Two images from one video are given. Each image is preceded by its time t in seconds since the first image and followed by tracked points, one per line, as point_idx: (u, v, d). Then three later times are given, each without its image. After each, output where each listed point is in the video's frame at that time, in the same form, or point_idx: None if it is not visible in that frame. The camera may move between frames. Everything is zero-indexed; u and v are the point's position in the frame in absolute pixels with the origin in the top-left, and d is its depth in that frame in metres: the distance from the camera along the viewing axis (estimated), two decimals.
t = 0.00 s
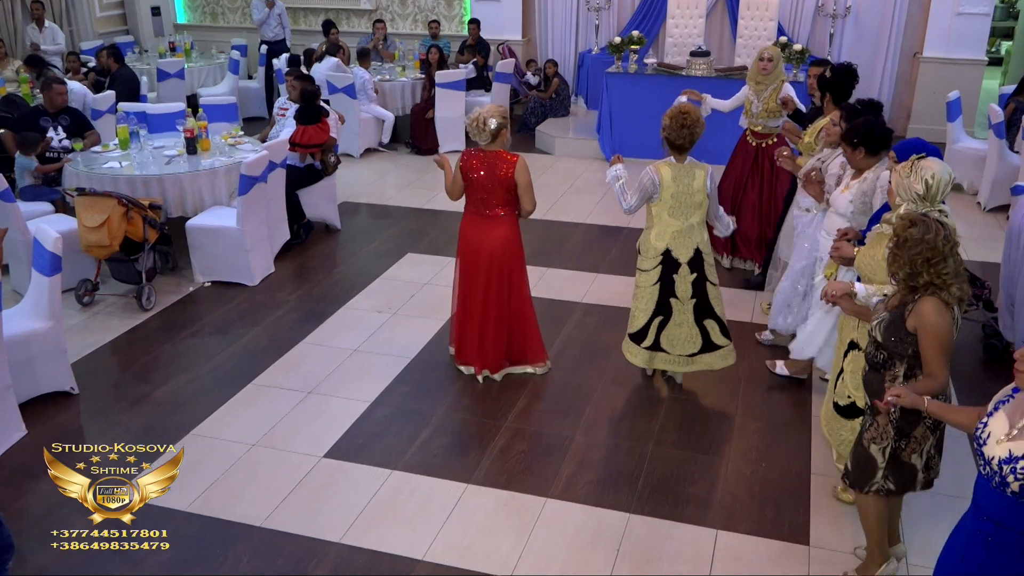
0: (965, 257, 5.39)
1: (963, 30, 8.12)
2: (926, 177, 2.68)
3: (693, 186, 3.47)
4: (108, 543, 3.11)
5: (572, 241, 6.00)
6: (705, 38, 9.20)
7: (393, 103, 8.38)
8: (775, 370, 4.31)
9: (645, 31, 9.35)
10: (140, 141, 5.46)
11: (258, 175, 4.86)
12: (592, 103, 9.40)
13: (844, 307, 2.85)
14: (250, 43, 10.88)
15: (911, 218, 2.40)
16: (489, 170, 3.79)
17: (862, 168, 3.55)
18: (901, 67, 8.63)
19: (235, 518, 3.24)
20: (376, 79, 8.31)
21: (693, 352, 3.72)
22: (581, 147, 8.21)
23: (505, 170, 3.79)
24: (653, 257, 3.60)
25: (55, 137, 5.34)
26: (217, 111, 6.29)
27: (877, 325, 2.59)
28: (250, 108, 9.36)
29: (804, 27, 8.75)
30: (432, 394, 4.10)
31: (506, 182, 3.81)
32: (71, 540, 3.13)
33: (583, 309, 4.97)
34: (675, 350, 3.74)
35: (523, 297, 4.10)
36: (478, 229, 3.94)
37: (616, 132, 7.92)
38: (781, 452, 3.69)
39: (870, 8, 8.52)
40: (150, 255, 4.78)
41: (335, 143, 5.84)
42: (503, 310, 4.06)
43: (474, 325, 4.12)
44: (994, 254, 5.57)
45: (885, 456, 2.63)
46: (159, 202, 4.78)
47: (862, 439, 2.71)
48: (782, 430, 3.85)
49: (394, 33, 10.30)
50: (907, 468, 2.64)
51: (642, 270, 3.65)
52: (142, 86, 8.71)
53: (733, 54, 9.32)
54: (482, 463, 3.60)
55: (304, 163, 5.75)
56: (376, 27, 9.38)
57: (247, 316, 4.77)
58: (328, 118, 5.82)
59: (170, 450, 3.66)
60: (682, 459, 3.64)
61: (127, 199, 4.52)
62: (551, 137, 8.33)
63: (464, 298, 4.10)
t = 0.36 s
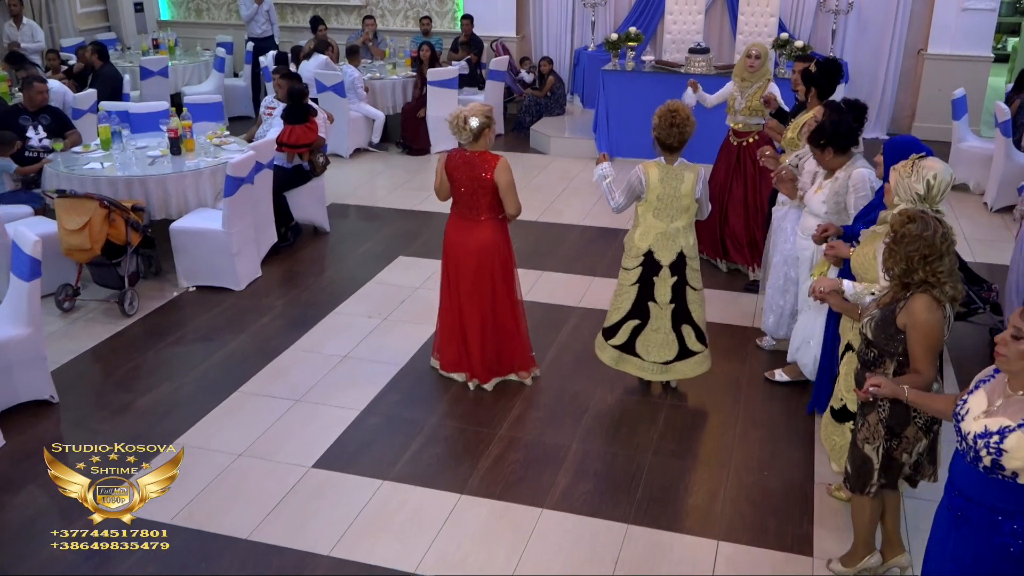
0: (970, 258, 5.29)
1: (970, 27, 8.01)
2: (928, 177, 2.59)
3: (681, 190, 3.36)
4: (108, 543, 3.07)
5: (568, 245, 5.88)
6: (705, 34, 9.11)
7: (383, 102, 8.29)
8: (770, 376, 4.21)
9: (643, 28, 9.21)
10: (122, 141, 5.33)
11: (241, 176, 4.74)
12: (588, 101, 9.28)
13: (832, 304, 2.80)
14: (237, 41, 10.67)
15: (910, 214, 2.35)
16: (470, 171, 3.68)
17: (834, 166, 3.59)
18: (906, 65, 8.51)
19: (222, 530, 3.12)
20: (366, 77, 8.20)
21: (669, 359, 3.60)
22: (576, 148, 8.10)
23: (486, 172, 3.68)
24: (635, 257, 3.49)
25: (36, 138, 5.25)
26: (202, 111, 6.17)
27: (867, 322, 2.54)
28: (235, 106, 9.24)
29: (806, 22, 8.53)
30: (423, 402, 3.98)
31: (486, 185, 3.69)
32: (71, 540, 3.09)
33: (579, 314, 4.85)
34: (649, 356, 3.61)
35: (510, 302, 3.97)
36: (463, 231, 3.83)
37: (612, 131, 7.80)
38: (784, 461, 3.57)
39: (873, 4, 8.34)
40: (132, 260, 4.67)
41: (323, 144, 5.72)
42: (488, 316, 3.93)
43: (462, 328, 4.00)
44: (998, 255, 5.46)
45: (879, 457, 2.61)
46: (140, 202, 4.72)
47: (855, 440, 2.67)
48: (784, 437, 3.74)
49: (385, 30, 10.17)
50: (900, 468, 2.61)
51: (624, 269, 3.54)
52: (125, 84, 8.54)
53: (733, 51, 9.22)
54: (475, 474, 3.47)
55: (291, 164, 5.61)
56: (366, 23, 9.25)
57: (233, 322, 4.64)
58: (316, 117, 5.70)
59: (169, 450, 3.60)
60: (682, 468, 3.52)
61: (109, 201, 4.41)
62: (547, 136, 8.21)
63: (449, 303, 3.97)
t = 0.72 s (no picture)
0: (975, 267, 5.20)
1: (975, 30, 7.93)
2: (953, 183, 2.56)
3: (682, 200, 3.27)
4: (108, 543, 3.05)
5: (563, 255, 5.77)
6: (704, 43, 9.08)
7: (374, 109, 8.15)
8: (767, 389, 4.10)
9: (641, 32, 9.17)
10: (105, 149, 5.23)
11: (229, 184, 4.64)
12: (584, 106, 9.19)
13: (849, 307, 2.69)
14: (222, 45, 10.61)
15: (920, 219, 2.32)
16: (465, 178, 3.57)
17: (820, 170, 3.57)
18: (911, 70, 8.44)
19: (208, 550, 3.01)
20: (357, 83, 8.12)
21: (674, 375, 3.48)
22: (572, 156, 8.00)
23: (479, 180, 3.56)
24: (636, 270, 3.38)
25: (16, 145, 5.15)
26: (188, 118, 6.08)
27: (875, 331, 2.47)
28: (221, 113, 9.14)
29: (808, 26, 8.53)
30: (416, 417, 3.85)
31: (479, 193, 3.58)
32: (71, 540, 3.07)
33: (576, 327, 4.74)
34: (655, 372, 3.50)
35: (507, 314, 3.83)
36: (458, 240, 3.72)
37: (610, 139, 7.70)
38: (788, 476, 3.46)
39: (876, 7, 8.28)
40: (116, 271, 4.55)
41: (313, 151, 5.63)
42: (483, 329, 3.80)
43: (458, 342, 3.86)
44: (1002, 263, 5.37)
45: (889, 471, 2.50)
46: (122, 212, 4.57)
47: (866, 451, 2.58)
48: (787, 452, 3.62)
49: (376, 34, 10.08)
50: (915, 484, 2.48)
51: (625, 282, 3.43)
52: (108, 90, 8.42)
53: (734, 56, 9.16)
54: (469, 491, 3.35)
55: (279, 172, 5.54)
56: (357, 28, 9.15)
57: (219, 335, 4.52)
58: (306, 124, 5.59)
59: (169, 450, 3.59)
60: (683, 485, 3.40)
61: (91, 210, 4.29)
62: (543, 144, 8.12)
63: (444, 317, 3.84)
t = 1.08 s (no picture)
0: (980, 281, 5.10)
1: (979, 40, 7.88)
2: (987, 194, 2.47)
3: (695, 219, 3.17)
4: (108, 543, 3.07)
5: (558, 271, 5.66)
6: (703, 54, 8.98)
7: (364, 120, 8.12)
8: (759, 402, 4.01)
9: (638, 42, 9.12)
10: (86, 161, 5.11)
11: (213, 200, 4.52)
12: (580, 117, 9.10)
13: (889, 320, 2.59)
14: (208, 55, 10.54)
15: (955, 232, 2.25)
16: (473, 196, 3.47)
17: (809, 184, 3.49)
18: (914, 80, 8.40)
19: None
20: (347, 95, 8.05)
21: (694, 402, 3.37)
22: (568, 169, 7.92)
23: (487, 196, 3.44)
24: (650, 295, 3.26)
25: None
26: (171, 130, 5.98)
27: (912, 345, 2.41)
28: (207, 125, 9.06)
29: (810, 36, 8.48)
30: (408, 440, 3.72)
31: (488, 211, 3.46)
32: (70, 540, 3.10)
33: (572, 345, 4.63)
34: (674, 399, 3.38)
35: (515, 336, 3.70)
36: (468, 258, 3.60)
37: (607, 150, 7.64)
38: (792, 499, 3.34)
39: (878, 17, 8.22)
40: (97, 289, 4.44)
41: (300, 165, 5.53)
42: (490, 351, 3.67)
43: (467, 366, 3.73)
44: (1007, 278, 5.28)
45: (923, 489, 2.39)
46: (104, 228, 4.46)
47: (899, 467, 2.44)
48: (791, 474, 3.50)
49: (367, 44, 10.02)
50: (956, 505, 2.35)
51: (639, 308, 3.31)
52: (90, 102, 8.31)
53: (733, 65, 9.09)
54: (462, 515, 3.23)
55: (266, 186, 5.43)
56: (349, 39, 9.07)
57: (204, 354, 4.40)
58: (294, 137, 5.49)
59: (169, 449, 3.62)
60: (683, 508, 3.28)
61: (72, 226, 4.20)
62: (537, 157, 8.03)
63: (453, 340, 3.71)
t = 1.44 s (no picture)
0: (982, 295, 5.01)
1: (983, 49, 7.84)
2: (1009, 203, 2.40)
3: (700, 234, 3.08)
4: (108, 543, 3.09)
5: (552, 286, 5.56)
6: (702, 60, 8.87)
7: (354, 132, 8.02)
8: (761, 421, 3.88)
9: (635, 51, 9.07)
10: (67, 174, 5.00)
11: (198, 213, 4.42)
12: (576, 128, 9.03)
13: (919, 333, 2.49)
14: (192, 65, 10.46)
15: (998, 245, 2.18)
16: (468, 210, 3.35)
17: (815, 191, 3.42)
18: (919, 89, 8.35)
19: None
20: (336, 105, 7.95)
21: (704, 427, 3.26)
22: (562, 181, 7.83)
23: (484, 211, 3.33)
24: (653, 315, 3.14)
25: None
26: (153, 142, 5.87)
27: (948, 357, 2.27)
28: (191, 136, 8.99)
29: (811, 45, 8.42)
30: (399, 461, 3.61)
31: (486, 225, 3.35)
32: (71, 540, 3.11)
33: (568, 362, 4.52)
34: (681, 429, 3.25)
35: (509, 356, 3.59)
36: (462, 275, 3.45)
37: (602, 162, 7.56)
38: (796, 521, 3.22)
39: (883, 25, 8.16)
40: (78, 305, 4.33)
41: (287, 177, 5.42)
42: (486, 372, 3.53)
43: (462, 387, 3.59)
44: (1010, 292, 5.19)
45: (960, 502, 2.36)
46: (85, 243, 4.37)
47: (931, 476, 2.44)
48: (794, 495, 3.38)
49: (358, 53, 9.94)
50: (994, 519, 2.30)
51: (641, 330, 3.19)
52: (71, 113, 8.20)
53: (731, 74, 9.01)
54: (455, 539, 3.11)
55: (253, 200, 5.31)
56: (341, 49, 8.99)
57: (188, 373, 4.28)
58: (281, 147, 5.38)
59: (169, 450, 3.64)
60: (684, 531, 3.16)
61: (52, 241, 4.12)
62: (533, 168, 7.94)
63: (449, 359, 3.57)
